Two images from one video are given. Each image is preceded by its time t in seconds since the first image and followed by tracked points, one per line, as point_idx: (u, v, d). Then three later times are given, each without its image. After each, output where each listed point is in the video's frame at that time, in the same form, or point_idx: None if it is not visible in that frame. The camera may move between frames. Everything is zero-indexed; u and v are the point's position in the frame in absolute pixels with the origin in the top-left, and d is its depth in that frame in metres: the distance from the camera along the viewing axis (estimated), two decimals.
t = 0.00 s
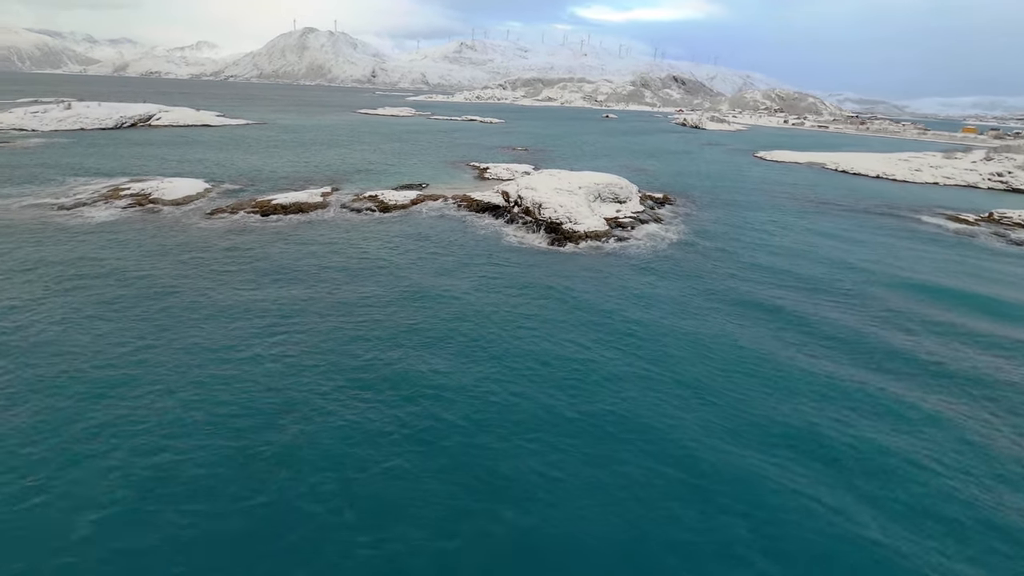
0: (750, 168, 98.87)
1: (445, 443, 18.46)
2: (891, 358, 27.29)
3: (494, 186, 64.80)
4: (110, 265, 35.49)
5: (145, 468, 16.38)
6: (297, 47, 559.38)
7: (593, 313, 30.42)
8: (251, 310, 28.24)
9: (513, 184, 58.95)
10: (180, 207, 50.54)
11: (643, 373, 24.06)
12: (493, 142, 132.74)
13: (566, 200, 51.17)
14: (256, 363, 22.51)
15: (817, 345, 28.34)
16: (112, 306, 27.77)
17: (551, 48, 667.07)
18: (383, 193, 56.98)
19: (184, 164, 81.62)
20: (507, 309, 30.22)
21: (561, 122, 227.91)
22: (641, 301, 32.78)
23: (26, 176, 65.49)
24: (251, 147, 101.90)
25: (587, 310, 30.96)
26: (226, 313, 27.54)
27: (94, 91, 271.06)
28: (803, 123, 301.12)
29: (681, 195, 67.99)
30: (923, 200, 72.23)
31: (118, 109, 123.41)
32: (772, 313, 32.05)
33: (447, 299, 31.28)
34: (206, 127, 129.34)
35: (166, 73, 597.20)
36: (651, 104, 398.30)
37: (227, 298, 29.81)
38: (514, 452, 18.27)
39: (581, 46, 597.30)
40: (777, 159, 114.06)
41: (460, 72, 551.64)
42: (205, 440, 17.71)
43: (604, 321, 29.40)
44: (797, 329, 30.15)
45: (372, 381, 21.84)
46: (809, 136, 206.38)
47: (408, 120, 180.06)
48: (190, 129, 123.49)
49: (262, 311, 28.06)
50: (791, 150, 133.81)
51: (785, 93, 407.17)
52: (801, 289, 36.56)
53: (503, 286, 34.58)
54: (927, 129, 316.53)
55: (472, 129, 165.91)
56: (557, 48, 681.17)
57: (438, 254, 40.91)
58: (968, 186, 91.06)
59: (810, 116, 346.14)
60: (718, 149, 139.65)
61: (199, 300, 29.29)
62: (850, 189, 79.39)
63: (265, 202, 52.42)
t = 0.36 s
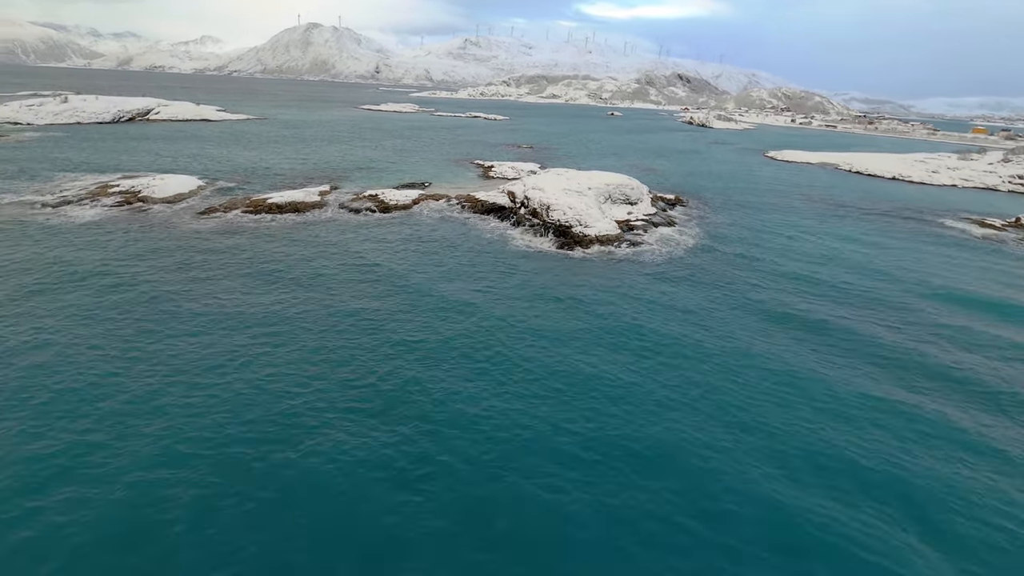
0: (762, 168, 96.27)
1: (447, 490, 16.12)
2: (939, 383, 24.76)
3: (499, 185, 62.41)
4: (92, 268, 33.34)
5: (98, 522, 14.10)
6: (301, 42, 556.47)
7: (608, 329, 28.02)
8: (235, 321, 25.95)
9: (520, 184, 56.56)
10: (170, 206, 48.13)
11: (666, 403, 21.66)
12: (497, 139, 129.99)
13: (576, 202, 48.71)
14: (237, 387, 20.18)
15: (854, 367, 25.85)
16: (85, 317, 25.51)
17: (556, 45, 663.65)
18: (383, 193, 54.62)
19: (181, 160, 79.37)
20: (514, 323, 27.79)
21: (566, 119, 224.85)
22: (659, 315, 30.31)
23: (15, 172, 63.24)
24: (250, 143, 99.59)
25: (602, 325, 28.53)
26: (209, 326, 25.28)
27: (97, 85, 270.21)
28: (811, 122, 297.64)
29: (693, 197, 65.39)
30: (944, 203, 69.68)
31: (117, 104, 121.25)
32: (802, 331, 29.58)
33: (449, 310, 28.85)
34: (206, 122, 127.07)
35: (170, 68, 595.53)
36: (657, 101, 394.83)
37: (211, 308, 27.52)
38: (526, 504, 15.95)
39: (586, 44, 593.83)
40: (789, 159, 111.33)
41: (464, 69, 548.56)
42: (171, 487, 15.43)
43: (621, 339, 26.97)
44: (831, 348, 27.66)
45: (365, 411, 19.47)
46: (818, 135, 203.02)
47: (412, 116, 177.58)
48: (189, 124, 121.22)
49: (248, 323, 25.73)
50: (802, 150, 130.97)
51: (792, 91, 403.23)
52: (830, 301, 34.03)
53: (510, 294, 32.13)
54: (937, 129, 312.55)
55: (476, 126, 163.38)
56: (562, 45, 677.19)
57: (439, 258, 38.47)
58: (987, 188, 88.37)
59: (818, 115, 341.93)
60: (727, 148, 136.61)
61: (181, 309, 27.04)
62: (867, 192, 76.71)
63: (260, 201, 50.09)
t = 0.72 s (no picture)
0: (775, 168, 93.71)
1: (450, 558, 13.76)
2: (993, 413, 22.41)
3: (505, 185, 60.03)
4: (68, 275, 30.99)
5: None
6: (304, 37, 553.59)
7: (627, 348, 25.54)
8: (218, 341, 23.57)
9: (527, 185, 54.19)
10: (160, 205, 45.83)
11: (698, 441, 19.22)
12: (501, 137, 127.36)
13: (587, 204, 46.27)
14: (214, 424, 17.99)
15: (902, 394, 23.31)
16: (52, 336, 23.24)
17: (560, 42, 659.71)
18: (385, 192, 52.27)
19: (176, 156, 77.05)
20: (525, 341, 25.34)
21: (571, 117, 221.86)
22: (682, 333, 27.81)
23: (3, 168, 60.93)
24: (249, 139, 97.17)
25: (620, 343, 26.04)
26: (188, 347, 22.90)
27: (99, 80, 268.48)
28: (819, 121, 294.18)
29: (707, 198, 62.80)
30: (966, 206, 67.16)
31: (114, 98, 118.96)
32: (838, 349, 27.05)
33: (453, 327, 26.39)
34: (205, 117, 124.72)
35: (172, 63, 593.38)
36: (662, 99, 391.45)
37: (193, 323, 25.18)
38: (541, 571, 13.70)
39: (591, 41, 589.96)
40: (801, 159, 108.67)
41: (467, 65, 545.20)
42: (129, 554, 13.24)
43: (642, 360, 24.50)
44: (870, 370, 25.27)
45: (358, 454, 17.12)
46: (827, 134, 200.02)
47: (415, 113, 175.07)
48: (187, 119, 118.85)
49: (232, 344, 23.37)
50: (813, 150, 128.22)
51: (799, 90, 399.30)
52: (864, 316, 31.55)
53: (520, 306, 29.60)
54: (946, 128, 308.72)
55: (480, 123, 160.79)
56: (567, 42, 673.17)
57: (442, 262, 35.94)
58: (1007, 190, 85.76)
59: (825, 114, 338.46)
60: (736, 146, 133.80)
61: (160, 325, 24.69)
62: (885, 194, 74.06)
63: (254, 201, 47.68)
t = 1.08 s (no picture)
0: (788, 168, 91.08)
1: None
2: None
3: (512, 185, 57.63)
4: (42, 278, 28.76)
5: None
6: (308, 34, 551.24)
7: (651, 369, 23.02)
8: (197, 361, 21.21)
9: (535, 185, 51.80)
10: (149, 205, 43.50)
11: (739, 488, 16.84)
12: (506, 135, 124.70)
13: (599, 207, 43.75)
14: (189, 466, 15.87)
15: (962, 426, 20.83)
16: (14, 352, 21.01)
17: (564, 40, 656.15)
18: (386, 192, 49.91)
19: (172, 153, 74.75)
20: (538, 361, 22.79)
21: (576, 115, 219.09)
22: (711, 350, 25.23)
23: None
24: (249, 135, 94.81)
25: (643, 363, 23.51)
26: (163, 368, 20.58)
27: (100, 76, 267.17)
28: (826, 121, 290.75)
29: (722, 200, 60.14)
30: (991, 209, 64.54)
31: (112, 93, 116.69)
32: (882, 372, 24.51)
33: (458, 344, 23.86)
34: (204, 113, 122.34)
35: (176, 59, 591.71)
36: (667, 98, 388.23)
37: (172, 338, 22.88)
38: None
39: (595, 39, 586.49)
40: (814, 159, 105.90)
41: (471, 63, 542.07)
42: None
43: (669, 385, 21.98)
44: (918, 394, 22.96)
45: (348, 510, 14.77)
46: (837, 134, 196.91)
47: (418, 110, 172.61)
48: (186, 115, 116.49)
49: (212, 365, 20.99)
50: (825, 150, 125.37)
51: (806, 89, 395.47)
52: (904, 331, 28.99)
53: (530, 317, 27.07)
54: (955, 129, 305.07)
55: (484, 121, 158.26)
56: (571, 39, 669.43)
57: (446, 268, 33.44)
58: None
59: (832, 114, 335.07)
60: (746, 146, 130.94)
61: (135, 341, 22.38)
62: (906, 196, 71.33)
63: (249, 200, 45.23)
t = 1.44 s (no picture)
0: (802, 169, 88.44)
1: None
2: None
3: (520, 185, 55.22)
4: (15, 282, 26.47)
5: None
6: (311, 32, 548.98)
7: (685, 393, 20.52)
8: (175, 378, 18.81)
9: (546, 185, 49.35)
10: (138, 205, 41.14)
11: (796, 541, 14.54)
12: (510, 134, 121.90)
13: (615, 210, 41.24)
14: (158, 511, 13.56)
15: None
16: None
17: (568, 38, 653.39)
18: (389, 192, 47.46)
19: (168, 150, 72.45)
20: (557, 384, 20.32)
21: (581, 114, 216.53)
22: (748, 370, 22.71)
23: None
24: (248, 133, 92.55)
25: (675, 386, 21.02)
26: (137, 387, 18.19)
27: (102, 74, 266.22)
28: (833, 120, 287.62)
29: (739, 203, 57.52)
30: (1018, 213, 61.93)
31: (110, 89, 114.54)
32: (938, 397, 22.14)
33: (467, 362, 21.41)
34: (203, 109, 120.00)
35: (179, 57, 590.22)
36: (671, 97, 385.32)
37: (150, 350, 20.52)
38: None
39: (599, 37, 583.26)
40: (827, 160, 103.18)
41: (474, 61, 539.92)
42: None
43: (706, 412, 19.49)
44: (981, 424, 20.60)
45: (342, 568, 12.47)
46: (846, 134, 193.81)
47: (421, 108, 170.15)
48: (185, 111, 114.18)
49: (192, 383, 18.60)
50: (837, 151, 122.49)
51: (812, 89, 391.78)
52: (953, 346, 26.57)
53: (546, 330, 24.57)
54: (964, 129, 301.34)
55: (489, 119, 155.73)
56: (575, 38, 666.88)
57: (453, 275, 30.93)
58: None
59: (839, 114, 331.28)
60: (756, 146, 127.96)
61: (110, 353, 20.07)
62: (928, 199, 68.55)
63: (243, 201, 42.77)
